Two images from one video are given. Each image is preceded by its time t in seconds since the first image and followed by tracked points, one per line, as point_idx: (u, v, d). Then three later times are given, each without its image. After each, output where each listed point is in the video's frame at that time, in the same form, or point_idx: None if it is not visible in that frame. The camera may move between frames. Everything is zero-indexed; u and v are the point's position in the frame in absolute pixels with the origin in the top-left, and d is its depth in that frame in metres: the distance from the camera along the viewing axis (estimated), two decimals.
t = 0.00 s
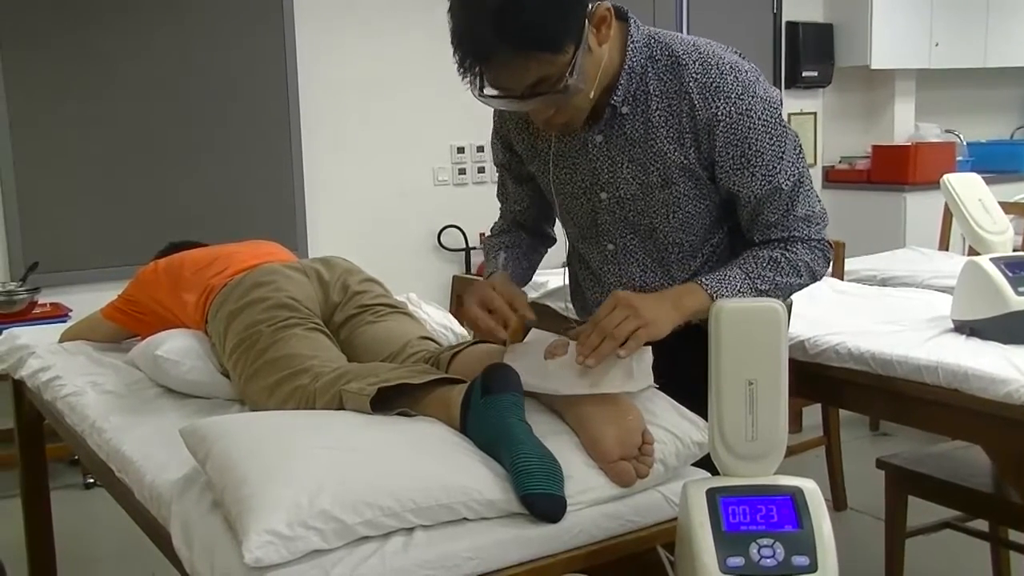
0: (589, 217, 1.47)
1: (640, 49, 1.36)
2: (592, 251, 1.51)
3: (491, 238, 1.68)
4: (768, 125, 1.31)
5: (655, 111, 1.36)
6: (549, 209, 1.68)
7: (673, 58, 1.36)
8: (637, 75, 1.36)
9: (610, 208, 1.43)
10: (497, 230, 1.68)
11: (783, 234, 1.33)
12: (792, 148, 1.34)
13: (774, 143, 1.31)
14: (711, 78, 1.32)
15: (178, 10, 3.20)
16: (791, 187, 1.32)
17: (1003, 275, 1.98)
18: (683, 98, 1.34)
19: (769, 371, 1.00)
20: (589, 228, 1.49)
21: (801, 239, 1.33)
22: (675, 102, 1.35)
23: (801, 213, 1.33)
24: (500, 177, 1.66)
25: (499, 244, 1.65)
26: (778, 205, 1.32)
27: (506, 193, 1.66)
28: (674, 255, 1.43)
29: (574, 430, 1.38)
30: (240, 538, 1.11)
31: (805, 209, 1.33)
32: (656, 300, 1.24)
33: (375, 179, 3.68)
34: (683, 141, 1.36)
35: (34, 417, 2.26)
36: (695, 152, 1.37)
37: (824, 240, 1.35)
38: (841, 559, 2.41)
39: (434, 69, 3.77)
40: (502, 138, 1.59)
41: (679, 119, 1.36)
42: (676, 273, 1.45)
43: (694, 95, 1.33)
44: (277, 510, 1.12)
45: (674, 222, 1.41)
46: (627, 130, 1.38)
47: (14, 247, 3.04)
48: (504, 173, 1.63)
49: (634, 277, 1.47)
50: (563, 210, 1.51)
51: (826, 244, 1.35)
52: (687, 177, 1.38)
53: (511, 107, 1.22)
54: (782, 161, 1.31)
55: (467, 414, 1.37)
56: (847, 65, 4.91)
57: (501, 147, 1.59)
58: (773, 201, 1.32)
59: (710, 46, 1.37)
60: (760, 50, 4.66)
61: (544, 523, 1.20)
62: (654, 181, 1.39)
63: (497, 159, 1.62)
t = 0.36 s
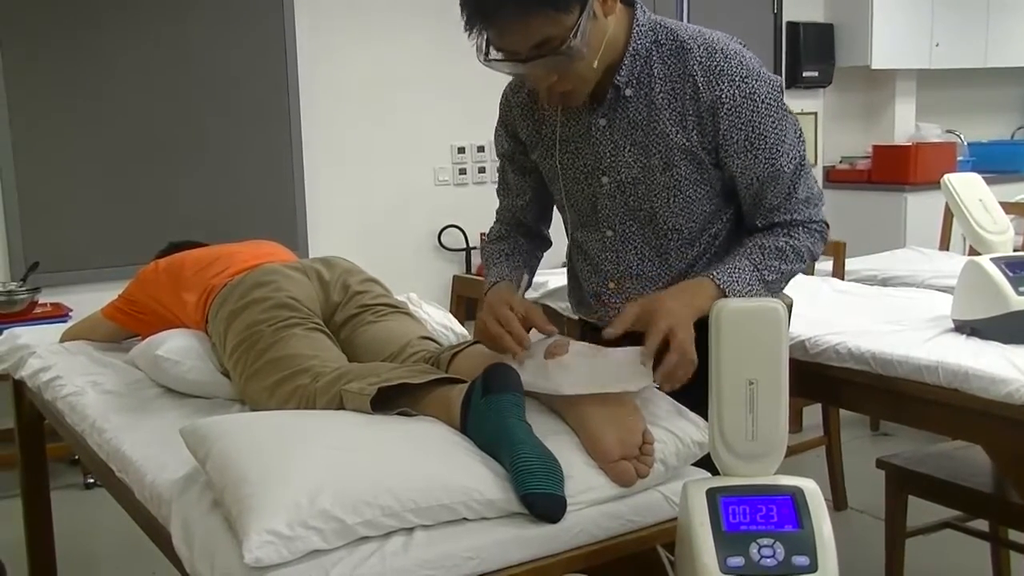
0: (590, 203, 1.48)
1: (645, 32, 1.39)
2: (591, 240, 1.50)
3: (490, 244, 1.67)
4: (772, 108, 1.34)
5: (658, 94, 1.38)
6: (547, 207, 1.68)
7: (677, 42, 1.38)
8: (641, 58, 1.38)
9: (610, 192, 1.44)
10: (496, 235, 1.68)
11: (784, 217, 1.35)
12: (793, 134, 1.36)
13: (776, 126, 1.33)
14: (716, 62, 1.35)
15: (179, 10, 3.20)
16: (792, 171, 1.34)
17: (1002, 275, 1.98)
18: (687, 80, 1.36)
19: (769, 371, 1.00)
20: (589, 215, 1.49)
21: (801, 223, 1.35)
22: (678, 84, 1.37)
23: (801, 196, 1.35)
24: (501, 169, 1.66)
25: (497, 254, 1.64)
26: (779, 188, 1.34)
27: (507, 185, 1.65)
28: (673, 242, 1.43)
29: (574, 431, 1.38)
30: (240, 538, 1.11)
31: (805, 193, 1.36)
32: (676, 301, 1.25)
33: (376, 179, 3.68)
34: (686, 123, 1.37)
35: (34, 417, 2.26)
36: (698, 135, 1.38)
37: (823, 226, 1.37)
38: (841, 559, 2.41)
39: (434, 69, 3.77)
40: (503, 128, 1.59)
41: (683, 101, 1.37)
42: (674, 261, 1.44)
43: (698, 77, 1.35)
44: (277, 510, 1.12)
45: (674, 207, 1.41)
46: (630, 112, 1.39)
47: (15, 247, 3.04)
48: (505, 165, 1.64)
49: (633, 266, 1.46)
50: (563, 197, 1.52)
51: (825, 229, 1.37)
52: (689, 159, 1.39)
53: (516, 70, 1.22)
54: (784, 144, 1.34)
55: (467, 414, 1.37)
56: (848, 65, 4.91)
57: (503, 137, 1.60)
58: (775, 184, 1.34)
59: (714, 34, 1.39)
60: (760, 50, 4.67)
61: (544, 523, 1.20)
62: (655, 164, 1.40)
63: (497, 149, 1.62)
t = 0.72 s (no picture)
0: (594, 193, 1.48)
1: (657, 23, 1.40)
2: (593, 231, 1.49)
3: (489, 245, 1.66)
4: (781, 102, 1.34)
5: (669, 84, 1.39)
6: (547, 205, 1.68)
7: (690, 34, 1.39)
8: (653, 48, 1.39)
9: (617, 181, 1.44)
10: (493, 237, 1.67)
11: (789, 213, 1.35)
12: (800, 130, 1.37)
13: (785, 120, 1.34)
14: (727, 53, 1.36)
15: (180, 10, 3.20)
16: (798, 167, 1.34)
17: (1004, 275, 1.98)
18: (698, 71, 1.37)
19: (771, 372, 0.99)
20: (594, 206, 1.49)
21: (804, 220, 1.35)
22: (689, 75, 1.38)
23: (805, 193, 1.35)
24: (502, 164, 1.66)
25: (497, 256, 1.63)
26: (784, 183, 1.34)
27: (508, 180, 1.65)
28: (676, 234, 1.43)
29: (576, 431, 1.38)
30: (242, 538, 1.11)
31: (810, 190, 1.36)
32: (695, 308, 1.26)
33: (377, 179, 3.68)
34: (695, 113, 1.38)
35: (35, 418, 2.26)
36: (707, 126, 1.39)
37: (825, 226, 1.37)
38: (842, 560, 2.41)
39: (435, 69, 3.77)
40: (510, 121, 1.60)
41: (693, 92, 1.38)
42: (676, 254, 1.44)
43: (709, 68, 1.36)
44: (280, 510, 1.12)
45: (680, 198, 1.41)
46: (640, 101, 1.40)
47: (17, 247, 3.04)
48: (508, 158, 1.64)
49: (635, 258, 1.45)
50: (568, 189, 1.52)
51: (826, 229, 1.37)
52: (697, 150, 1.39)
53: (533, 49, 1.22)
54: (791, 139, 1.34)
55: (468, 414, 1.37)
56: (849, 66, 4.91)
57: (509, 129, 1.60)
58: (780, 178, 1.34)
59: (726, 28, 1.41)
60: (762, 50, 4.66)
61: (546, 523, 1.20)
62: (663, 153, 1.40)
63: (502, 141, 1.62)
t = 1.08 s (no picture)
0: (602, 192, 1.48)
1: (667, 24, 1.40)
2: (600, 230, 1.49)
3: (493, 245, 1.65)
4: (790, 103, 1.34)
5: (677, 83, 1.39)
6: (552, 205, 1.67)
7: (699, 34, 1.39)
8: (662, 48, 1.40)
9: (624, 179, 1.44)
10: (497, 236, 1.66)
11: (795, 216, 1.34)
12: (809, 133, 1.36)
13: (793, 121, 1.34)
14: (736, 54, 1.36)
15: (184, 10, 3.21)
16: (804, 169, 1.34)
17: (1009, 275, 1.97)
18: (707, 71, 1.37)
19: (774, 371, 0.99)
20: (601, 205, 1.48)
21: (810, 223, 1.35)
22: (698, 75, 1.38)
23: (812, 196, 1.35)
24: (509, 163, 1.66)
25: (501, 256, 1.62)
26: (790, 185, 1.34)
27: (514, 178, 1.65)
28: (683, 234, 1.43)
29: (580, 431, 1.38)
30: (246, 538, 1.11)
31: (816, 192, 1.35)
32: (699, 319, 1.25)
33: (381, 179, 3.68)
34: (704, 113, 1.38)
35: (40, 418, 2.26)
36: (715, 126, 1.39)
37: (832, 229, 1.36)
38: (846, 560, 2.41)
39: (439, 69, 3.77)
40: (519, 119, 1.60)
41: (702, 91, 1.38)
42: (682, 254, 1.43)
43: (718, 68, 1.36)
44: (284, 510, 1.12)
45: (687, 198, 1.41)
46: (649, 100, 1.40)
47: (21, 247, 3.05)
48: (516, 157, 1.64)
49: (641, 257, 1.45)
50: (575, 188, 1.52)
51: (832, 232, 1.37)
52: (705, 150, 1.39)
53: (543, 44, 1.22)
54: (799, 140, 1.34)
55: (472, 414, 1.37)
56: (853, 66, 4.90)
57: (517, 128, 1.60)
58: (787, 180, 1.34)
59: (735, 29, 1.41)
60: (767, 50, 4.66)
61: (550, 523, 1.20)
62: (671, 152, 1.40)
63: (509, 139, 1.62)
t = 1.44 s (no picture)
0: (604, 194, 1.48)
1: (668, 25, 1.40)
2: (602, 232, 1.49)
3: (485, 246, 1.64)
4: (791, 105, 1.34)
5: (679, 85, 1.39)
6: (548, 207, 1.67)
7: (700, 36, 1.39)
8: (664, 49, 1.39)
9: (626, 182, 1.44)
10: (492, 236, 1.66)
11: (796, 218, 1.34)
12: (810, 134, 1.36)
13: (794, 123, 1.34)
14: (738, 55, 1.35)
15: (186, 11, 3.21)
16: (806, 171, 1.34)
17: (1012, 276, 1.97)
18: (708, 73, 1.37)
19: (776, 371, 0.99)
20: (603, 207, 1.48)
21: (811, 225, 1.35)
22: (699, 77, 1.38)
23: (813, 198, 1.35)
24: (509, 162, 1.66)
25: (493, 256, 1.61)
26: (792, 187, 1.34)
27: (513, 177, 1.65)
28: (685, 236, 1.43)
29: (582, 431, 1.38)
30: (248, 538, 1.11)
31: (817, 194, 1.35)
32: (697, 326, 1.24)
33: (383, 180, 3.68)
34: (706, 115, 1.38)
35: (43, 418, 2.26)
36: (717, 128, 1.38)
37: (833, 231, 1.36)
38: (849, 560, 2.41)
39: (441, 69, 3.77)
40: (521, 119, 1.60)
41: (703, 93, 1.38)
42: (684, 256, 1.44)
43: (719, 70, 1.36)
44: (285, 510, 1.12)
45: (690, 200, 1.41)
46: (651, 102, 1.40)
47: (24, 247, 3.05)
48: (517, 156, 1.64)
49: (644, 259, 1.45)
50: (576, 189, 1.52)
51: (833, 233, 1.37)
52: (707, 152, 1.39)
53: (544, 49, 1.22)
54: (800, 142, 1.34)
55: (474, 414, 1.37)
56: (856, 66, 4.90)
57: (518, 128, 1.61)
58: (788, 182, 1.34)
59: (736, 30, 1.40)
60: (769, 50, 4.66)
61: (552, 523, 1.20)
62: (673, 155, 1.40)
63: (511, 139, 1.62)
